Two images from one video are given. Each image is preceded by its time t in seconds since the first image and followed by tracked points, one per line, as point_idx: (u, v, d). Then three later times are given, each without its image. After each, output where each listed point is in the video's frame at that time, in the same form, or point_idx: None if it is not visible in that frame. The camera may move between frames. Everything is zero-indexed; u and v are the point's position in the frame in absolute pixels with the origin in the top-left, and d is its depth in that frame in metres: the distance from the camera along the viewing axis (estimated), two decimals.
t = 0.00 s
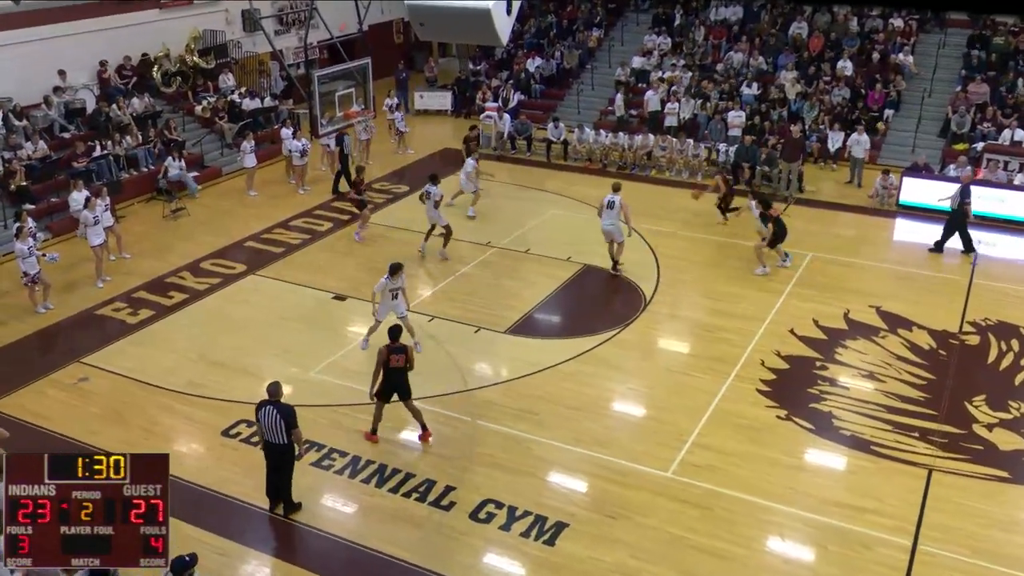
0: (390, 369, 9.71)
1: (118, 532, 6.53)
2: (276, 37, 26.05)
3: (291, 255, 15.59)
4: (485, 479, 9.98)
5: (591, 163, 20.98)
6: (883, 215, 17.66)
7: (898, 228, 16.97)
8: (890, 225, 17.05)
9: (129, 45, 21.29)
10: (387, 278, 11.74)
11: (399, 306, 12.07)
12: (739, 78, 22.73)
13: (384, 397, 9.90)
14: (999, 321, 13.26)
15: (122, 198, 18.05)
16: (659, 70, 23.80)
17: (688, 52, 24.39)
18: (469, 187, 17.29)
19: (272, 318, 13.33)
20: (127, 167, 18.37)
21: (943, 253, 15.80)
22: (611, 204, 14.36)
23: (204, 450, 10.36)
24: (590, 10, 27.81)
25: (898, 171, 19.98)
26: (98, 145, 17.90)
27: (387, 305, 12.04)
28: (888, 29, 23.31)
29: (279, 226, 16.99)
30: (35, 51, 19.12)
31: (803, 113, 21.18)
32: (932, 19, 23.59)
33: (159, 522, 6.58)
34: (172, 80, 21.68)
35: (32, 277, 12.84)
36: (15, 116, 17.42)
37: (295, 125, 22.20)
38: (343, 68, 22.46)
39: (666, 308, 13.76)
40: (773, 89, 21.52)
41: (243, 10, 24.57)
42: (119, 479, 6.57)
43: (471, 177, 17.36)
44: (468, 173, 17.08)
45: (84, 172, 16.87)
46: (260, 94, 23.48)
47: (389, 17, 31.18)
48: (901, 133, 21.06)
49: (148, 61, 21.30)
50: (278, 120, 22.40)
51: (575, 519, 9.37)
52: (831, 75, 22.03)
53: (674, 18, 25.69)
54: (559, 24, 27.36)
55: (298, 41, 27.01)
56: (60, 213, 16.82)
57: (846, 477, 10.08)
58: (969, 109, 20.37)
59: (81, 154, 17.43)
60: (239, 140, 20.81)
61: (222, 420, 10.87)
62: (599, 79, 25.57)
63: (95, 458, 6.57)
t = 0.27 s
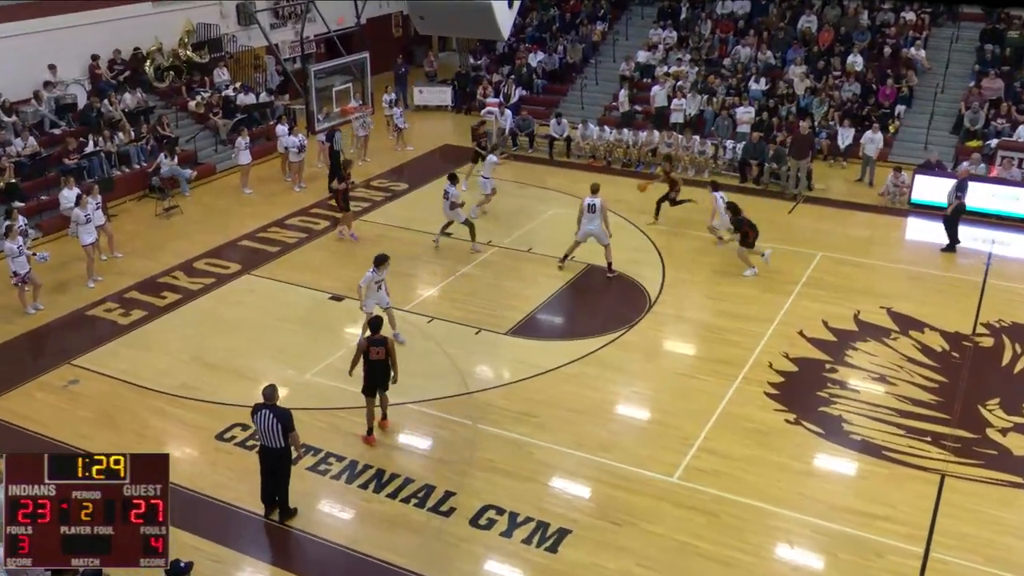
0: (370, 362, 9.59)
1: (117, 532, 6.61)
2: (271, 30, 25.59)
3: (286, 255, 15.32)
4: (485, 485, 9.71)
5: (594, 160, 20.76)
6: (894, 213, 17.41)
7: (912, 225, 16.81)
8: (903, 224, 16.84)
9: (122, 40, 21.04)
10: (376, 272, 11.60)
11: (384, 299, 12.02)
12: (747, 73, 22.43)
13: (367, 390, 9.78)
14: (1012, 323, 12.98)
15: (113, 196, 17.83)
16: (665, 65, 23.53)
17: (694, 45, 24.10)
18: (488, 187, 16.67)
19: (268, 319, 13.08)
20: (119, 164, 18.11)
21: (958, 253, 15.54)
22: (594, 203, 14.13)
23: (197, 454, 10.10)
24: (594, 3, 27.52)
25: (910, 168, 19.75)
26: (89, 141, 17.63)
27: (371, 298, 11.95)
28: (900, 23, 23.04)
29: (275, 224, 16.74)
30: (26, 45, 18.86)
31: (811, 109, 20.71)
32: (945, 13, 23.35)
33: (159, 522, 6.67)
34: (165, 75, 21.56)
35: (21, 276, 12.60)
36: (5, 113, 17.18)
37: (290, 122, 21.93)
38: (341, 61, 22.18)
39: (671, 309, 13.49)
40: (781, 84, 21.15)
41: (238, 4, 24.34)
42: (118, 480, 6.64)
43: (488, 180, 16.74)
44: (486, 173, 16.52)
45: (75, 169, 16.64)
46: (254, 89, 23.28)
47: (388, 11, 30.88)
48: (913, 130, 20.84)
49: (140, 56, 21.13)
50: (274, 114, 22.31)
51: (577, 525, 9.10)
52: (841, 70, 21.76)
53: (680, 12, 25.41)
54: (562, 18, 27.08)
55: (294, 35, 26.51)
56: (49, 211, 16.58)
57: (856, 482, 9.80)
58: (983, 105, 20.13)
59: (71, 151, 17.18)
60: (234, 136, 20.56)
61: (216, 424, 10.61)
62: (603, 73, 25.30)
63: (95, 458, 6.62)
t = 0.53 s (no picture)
0: (359, 359, 9.46)
1: (118, 532, 6.41)
2: (265, 24, 25.16)
3: (281, 254, 15.06)
4: (486, 490, 9.45)
5: (597, 157, 20.53)
6: (906, 212, 17.17)
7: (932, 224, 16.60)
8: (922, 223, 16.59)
9: (112, 35, 20.78)
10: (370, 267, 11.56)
11: (376, 295, 12.01)
12: (754, 67, 22.17)
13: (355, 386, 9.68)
14: None
15: (105, 194, 17.58)
16: (670, 60, 23.29)
17: (700, 40, 23.85)
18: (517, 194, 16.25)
19: (263, 320, 12.84)
20: (110, 160, 17.84)
21: (972, 252, 15.30)
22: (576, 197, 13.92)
23: (189, 458, 9.85)
24: None
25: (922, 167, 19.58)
26: (80, 137, 17.36)
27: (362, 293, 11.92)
28: (911, 16, 22.80)
29: (271, 223, 16.49)
30: (14, 40, 18.67)
31: (821, 105, 20.53)
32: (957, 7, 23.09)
33: (159, 522, 6.47)
34: (158, 70, 21.30)
35: (11, 275, 12.39)
36: None
37: (286, 117, 21.69)
38: (338, 56, 21.20)
39: (675, 310, 13.24)
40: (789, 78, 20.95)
41: None
42: (119, 480, 6.43)
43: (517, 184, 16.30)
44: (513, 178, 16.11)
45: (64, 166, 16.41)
46: (248, 84, 23.01)
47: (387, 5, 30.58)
48: (926, 126, 20.62)
49: (132, 50, 20.75)
50: (269, 110, 22.15)
51: (580, 531, 8.85)
52: (850, 64, 21.50)
53: (685, 6, 25.17)
54: (564, 11, 26.83)
55: (290, 28, 26.12)
56: (37, 208, 16.35)
57: (867, 488, 9.54)
58: (996, 101, 19.85)
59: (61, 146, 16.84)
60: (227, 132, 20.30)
61: (209, 427, 10.36)
62: (606, 68, 25.04)
63: (94, 458, 6.41)
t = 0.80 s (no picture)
0: (353, 347, 9.57)
1: (118, 532, 6.27)
2: (260, 17, 24.86)
3: (275, 253, 14.83)
4: (485, 495, 9.21)
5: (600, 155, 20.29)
6: (916, 210, 16.94)
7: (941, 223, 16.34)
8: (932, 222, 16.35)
9: (102, 30, 20.61)
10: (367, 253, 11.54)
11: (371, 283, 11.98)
12: (760, 62, 21.95)
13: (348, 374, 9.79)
14: None
15: (96, 192, 17.36)
16: (674, 54, 23.06)
17: (705, 33, 23.62)
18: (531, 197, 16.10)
19: (258, 321, 12.60)
20: (100, 157, 17.60)
21: (985, 251, 15.09)
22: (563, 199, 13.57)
23: (181, 462, 9.62)
24: None
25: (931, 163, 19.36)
26: (70, 134, 17.16)
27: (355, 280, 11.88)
28: (921, 10, 22.58)
29: (265, 221, 16.25)
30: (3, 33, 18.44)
31: (829, 101, 20.38)
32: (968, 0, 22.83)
33: (160, 522, 6.32)
34: (149, 64, 21.05)
35: None
36: None
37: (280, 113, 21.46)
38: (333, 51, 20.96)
39: (679, 310, 13.00)
40: (797, 74, 20.85)
41: None
42: (119, 479, 6.28)
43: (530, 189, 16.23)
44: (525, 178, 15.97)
45: (53, 163, 16.21)
46: (242, 79, 22.76)
47: None
48: (935, 122, 20.39)
49: (123, 45, 20.69)
50: (264, 106, 21.87)
51: (581, 537, 8.60)
52: (859, 59, 21.25)
53: None
54: (566, 5, 26.62)
55: (285, 22, 25.84)
56: (26, 206, 16.16)
57: (876, 493, 9.29)
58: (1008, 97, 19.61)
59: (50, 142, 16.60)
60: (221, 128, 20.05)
61: (202, 431, 10.12)
62: (609, 63, 24.81)
63: (95, 457, 6.26)
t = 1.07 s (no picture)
0: (349, 343, 9.48)
1: (118, 532, 6.06)
2: (254, 12, 24.66)
3: (269, 253, 14.60)
4: (485, 499, 8.98)
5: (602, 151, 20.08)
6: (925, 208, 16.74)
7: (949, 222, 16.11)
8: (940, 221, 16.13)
9: (92, 25, 20.48)
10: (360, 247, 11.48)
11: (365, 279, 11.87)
12: (766, 56, 21.75)
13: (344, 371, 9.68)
14: None
15: (87, 189, 17.15)
16: (678, 48, 22.85)
17: (709, 28, 23.43)
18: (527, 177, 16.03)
19: (253, 321, 12.38)
20: (91, 154, 17.39)
21: (995, 250, 14.88)
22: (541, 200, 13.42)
23: (173, 467, 9.40)
24: None
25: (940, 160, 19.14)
26: (60, 130, 16.96)
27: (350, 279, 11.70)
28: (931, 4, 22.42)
29: (259, 220, 16.03)
30: None
31: (836, 96, 20.24)
32: None
33: (159, 522, 6.12)
34: (141, 59, 20.74)
35: None
36: None
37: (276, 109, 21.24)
38: (329, 46, 20.83)
39: (682, 311, 12.78)
40: (804, 69, 20.70)
41: None
42: (119, 479, 6.07)
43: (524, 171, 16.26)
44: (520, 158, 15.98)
45: (43, 160, 16.01)
46: (236, 74, 22.55)
47: None
48: (945, 118, 20.19)
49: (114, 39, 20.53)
50: (258, 102, 21.65)
51: (583, 543, 8.38)
52: (868, 54, 21.13)
53: None
54: None
55: (280, 16, 25.59)
56: (14, 205, 15.97)
57: (885, 498, 9.07)
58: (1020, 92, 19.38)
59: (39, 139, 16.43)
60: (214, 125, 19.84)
61: (195, 434, 9.91)
62: (611, 57, 24.61)
63: (94, 457, 6.07)
